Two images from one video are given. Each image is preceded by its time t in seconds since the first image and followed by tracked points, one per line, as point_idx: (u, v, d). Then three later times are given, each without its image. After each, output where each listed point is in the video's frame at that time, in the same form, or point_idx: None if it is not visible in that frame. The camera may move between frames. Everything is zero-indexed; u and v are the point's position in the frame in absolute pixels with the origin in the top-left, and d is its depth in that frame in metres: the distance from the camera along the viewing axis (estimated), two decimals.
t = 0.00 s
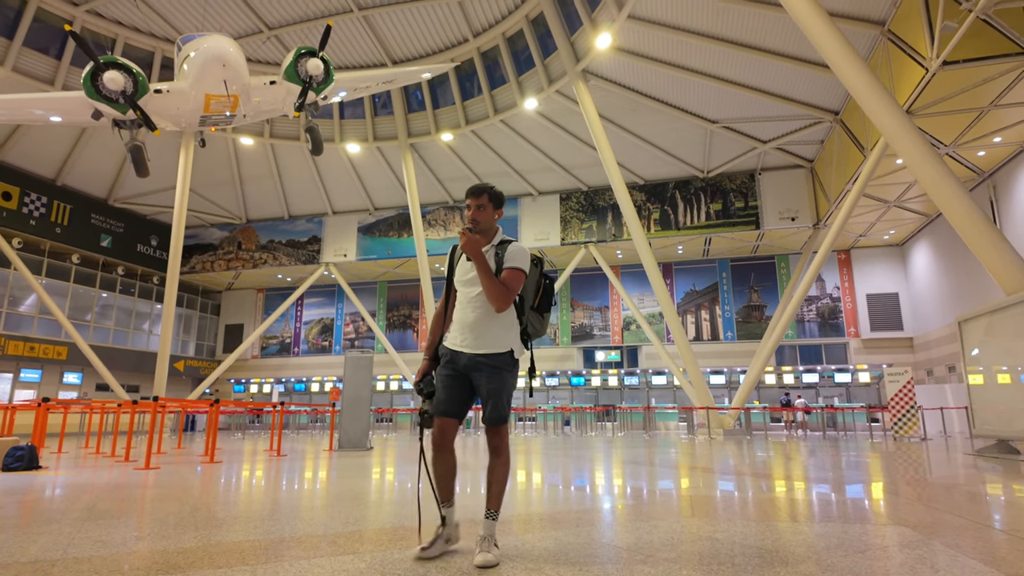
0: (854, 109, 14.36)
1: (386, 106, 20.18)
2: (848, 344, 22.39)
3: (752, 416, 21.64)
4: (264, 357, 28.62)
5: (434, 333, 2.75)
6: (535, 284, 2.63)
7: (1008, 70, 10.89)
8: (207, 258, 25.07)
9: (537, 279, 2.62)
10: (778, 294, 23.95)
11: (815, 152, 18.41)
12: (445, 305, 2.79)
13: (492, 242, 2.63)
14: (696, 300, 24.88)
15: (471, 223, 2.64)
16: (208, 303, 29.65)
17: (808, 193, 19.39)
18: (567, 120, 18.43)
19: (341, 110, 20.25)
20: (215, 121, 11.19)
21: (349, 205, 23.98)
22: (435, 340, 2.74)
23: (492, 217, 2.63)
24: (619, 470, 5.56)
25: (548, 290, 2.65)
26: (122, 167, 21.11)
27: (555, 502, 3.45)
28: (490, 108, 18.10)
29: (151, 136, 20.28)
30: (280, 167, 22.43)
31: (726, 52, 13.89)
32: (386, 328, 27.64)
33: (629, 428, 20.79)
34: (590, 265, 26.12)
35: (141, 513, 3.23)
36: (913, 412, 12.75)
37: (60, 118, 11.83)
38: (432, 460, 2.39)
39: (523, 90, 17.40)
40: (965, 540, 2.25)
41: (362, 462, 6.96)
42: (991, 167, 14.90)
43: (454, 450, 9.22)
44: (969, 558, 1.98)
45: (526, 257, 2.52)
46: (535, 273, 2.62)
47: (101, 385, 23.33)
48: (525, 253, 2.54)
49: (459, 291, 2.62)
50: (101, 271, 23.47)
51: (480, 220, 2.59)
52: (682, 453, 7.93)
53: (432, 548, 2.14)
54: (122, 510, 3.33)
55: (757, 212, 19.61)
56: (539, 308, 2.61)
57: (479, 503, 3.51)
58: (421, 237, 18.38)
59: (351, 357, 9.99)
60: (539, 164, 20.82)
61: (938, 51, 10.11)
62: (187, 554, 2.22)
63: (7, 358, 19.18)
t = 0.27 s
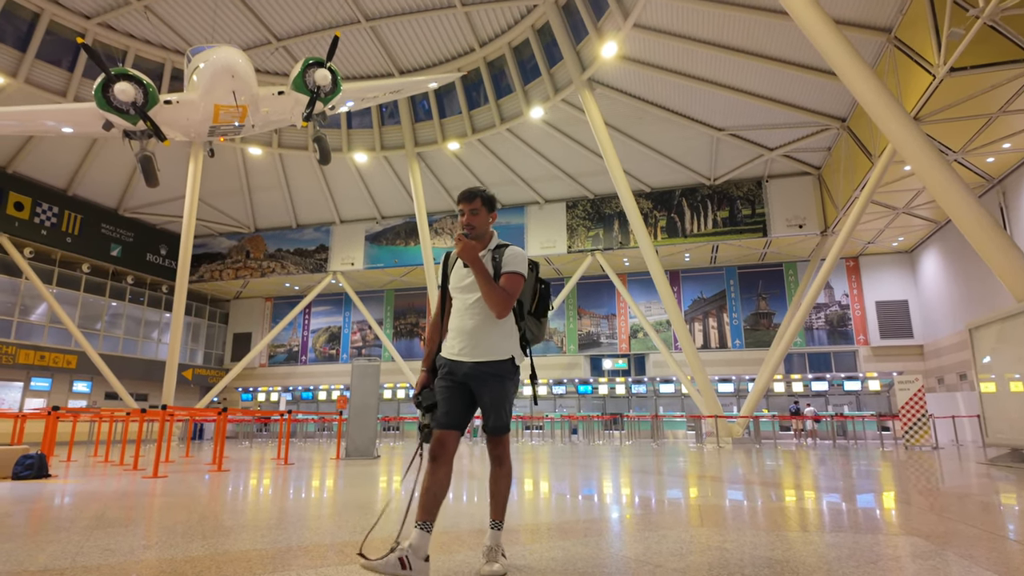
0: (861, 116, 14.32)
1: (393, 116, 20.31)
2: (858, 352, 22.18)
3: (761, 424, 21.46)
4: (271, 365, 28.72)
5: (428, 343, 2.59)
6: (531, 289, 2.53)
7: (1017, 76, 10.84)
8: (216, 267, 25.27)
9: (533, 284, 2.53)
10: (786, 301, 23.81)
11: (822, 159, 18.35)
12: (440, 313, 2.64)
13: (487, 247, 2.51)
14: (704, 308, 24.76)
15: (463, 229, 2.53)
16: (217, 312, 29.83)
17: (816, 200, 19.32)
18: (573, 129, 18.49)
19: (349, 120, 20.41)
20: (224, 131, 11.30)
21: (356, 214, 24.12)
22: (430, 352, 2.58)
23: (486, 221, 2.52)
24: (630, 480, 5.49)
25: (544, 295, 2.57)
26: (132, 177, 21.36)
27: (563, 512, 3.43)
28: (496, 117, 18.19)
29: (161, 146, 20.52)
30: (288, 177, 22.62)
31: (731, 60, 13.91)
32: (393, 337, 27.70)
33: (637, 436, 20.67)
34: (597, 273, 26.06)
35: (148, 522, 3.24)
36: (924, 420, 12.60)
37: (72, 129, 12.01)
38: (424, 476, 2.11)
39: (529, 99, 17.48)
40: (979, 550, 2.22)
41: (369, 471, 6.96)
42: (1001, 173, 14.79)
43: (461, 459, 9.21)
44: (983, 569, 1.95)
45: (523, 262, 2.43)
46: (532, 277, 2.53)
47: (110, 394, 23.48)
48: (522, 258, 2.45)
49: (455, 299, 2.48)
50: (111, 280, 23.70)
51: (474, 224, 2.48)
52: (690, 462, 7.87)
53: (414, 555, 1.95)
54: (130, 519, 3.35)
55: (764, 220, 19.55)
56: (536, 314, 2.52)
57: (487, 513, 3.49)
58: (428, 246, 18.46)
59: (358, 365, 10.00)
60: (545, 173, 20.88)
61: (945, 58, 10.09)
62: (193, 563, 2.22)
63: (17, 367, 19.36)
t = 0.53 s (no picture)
0: (877, 118, 14.14)
1: (406, 123, 20.45)
2: (876, 356, 21.81)
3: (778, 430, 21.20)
4: (287, 370, 28.98)
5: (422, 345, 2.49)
6: (526, 291, 2.49)
7: None
8: (232, 274, 25.61)
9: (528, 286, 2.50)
10: (802, 305, 23.53)
11: (838, 161, 18.14)
12: (434, 316, 2.56)
13: (481, 246, 2.44)
14: (719, 312, 24.54)
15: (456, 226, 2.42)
16: (233, 318, 30.21)
17: (831, 203, 19.10)
18: (585, 134, 18.48)
19: (362, 127, 20.60)
20: (239, 140, 11.48)
21: (370, 220, 24.32)
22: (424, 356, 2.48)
23: (479, 217, 2.42)
24: (645, 486, 5.45)
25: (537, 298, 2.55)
26: (150, 186, 21.75)
27: (578, 518, 3.41)
28: (508, 122, 18.25)
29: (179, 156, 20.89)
30: (303, 185, 22.88)
31: (744, 63, 13.82)
32: (407, 342, 27.82)
33: (652, 442, 20.53)
34: (610, 277, 25.94)
35: (166, 526, 3.28)
36: (945, 426, 12.36)
37: (92, 140, 12.29)
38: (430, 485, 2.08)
39: (541, 105, 17.52)
40: (1004, 559, 2.16)
41: (384, 476, 6.99)
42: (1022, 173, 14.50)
43: (476, 465, 9.22)
44: None
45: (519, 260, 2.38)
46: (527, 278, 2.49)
47: (129, 400, 23.84)
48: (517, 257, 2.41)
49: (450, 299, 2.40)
50: (130, 287, 24.12)
51: (469, 220, 2.37)
52: (707, 468, 7.80)
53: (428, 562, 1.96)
54: (148, 523, 3.40)
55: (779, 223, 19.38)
56: (530, 316, 2.48)
57: (502, 518, 3.49)
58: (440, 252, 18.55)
59: (373, 370, 10.06)
60: (557, 177, 20.89)
61: (962, 58, 9.95)
62: (208, 567, 2.24)
63: (39, 373, 19.75)
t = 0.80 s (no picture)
0: (904, 116, 13.83)
1: (426, 129, 20.61)
2: (906, 359, 21.24)
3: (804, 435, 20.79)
4: (311, 376, 29.37)
5: (423, 349, 2.48)
6: (528, 290, 2.41)
7: None
8: (257, 281, 26.11)
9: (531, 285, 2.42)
10: (828, 308, 23.05)
11: (863, 161, 17.78)
12: (434, 319, 2.52)
13: (478, 246, 2.40)
14: (743, 315, 24.18)
15: (452, 229, 2.41)
16: (258, 325, 30.75)
17: (857, 203, 18.72)
18: (604, 137, 18.42)
19: (383, 134, 20.83)
20: (263, 149, 11.72)
21: (391, 226, 24.57)
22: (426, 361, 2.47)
23: (475, 219, 2.40)
24: (671, 492, 5.37)
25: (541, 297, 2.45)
26: (177, 195, 22.31)
27: (601, 524, 3.38)
28: (527, 127, 18.29)
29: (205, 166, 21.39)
30: (325, 193, 23.23)
31: (765, 64, 13.64)
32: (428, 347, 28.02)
33: (675, 447, 20.30)
34: (631, 281, 25.72)
35: (193, 530, 3.35)
36: (980, 431, 11.97)
37: (121, 151, 12.67)
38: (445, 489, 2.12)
39: (560, 109, 17.52)
40: None
41: (406, 481, 7.04)
42: None
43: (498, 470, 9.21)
44: None
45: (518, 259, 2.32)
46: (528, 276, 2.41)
47: (158, 405, 24.40)
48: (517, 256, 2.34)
49: (448, 301, 2.38)
50: (158, 295, 24.73)
51: (464, 224, 2.36)
52: (733, 474, 7.67)
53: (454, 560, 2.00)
54: (175, 527, 3.47)
55: (803, 225, 19.07)
56: (533, 315, 2.40)
57: (525, 524, 3.48)
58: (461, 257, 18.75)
59: (395, 375, 10.15)
60: (576, 181, 20.86)
61: (992, 54, 9.69)
62: (234, 571, 2.29)
63: (72, 379, 20.33)
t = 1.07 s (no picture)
0: (940, 111, 13.39)
1: (451, 136, 20.79)
2: (946, 362, 20.42)
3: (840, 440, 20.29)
4: (340, 381, 29.83)
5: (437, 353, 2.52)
6: (541, 291, 2.37)
7: None
8: (288, 288, 26.68)
9: (545, 285, 2.38)
10: (863, 309, 22.40)
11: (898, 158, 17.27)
12: (446, 322, 2.55)
13: (488, 249, 2.40)
14: (774, 318, 23.65)
15: (463, 234, 2.42)
16: (290, 331, 31.40)
17: (892, 201, 18.20)
18: (629, 140, 18.31)
19: (409, 142, 21.09)
20: (293, 159, 11.99)
21: (418, 233, 24.85)
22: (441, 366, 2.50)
23: (483, 222, 2.40)
24: (701, 498, 5.26)
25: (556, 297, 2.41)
26: (210, 206, 22.97)
27: (631, 530, 3.35)
28: (552, 132, 18.30)
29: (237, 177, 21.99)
30: (353, 201, 23.63)
31: (793, 62, 13.36)
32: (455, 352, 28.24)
33: (706, 453, 19.98)
34: (658, 284, 25.43)
35: (228, 533, 3.43)
36: None
37: (158, 164, 13.11)
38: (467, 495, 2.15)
39: (584, 112, 17.48)
40: None
41: (435, 485, 7.09)
42: None
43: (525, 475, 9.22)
44: None
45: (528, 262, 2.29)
46: (540, 277, 2.37)
47: (194, 410, 25.09)
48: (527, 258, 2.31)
49: (459, 304, 2.39)
50: (193, 302, 25.47)
51: (472, 227, 2.37)
52: (764, 479, 7.54)
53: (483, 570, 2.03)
54: (210, 530, 3.56)
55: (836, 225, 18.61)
56: (547, 317, 2.36)
57: (554, 529, 3.47)
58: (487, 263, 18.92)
59: (423, 380, 10.26)
60: (602, 185, 20.79)
61: None
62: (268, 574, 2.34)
63: (113, 385, 21.05)
